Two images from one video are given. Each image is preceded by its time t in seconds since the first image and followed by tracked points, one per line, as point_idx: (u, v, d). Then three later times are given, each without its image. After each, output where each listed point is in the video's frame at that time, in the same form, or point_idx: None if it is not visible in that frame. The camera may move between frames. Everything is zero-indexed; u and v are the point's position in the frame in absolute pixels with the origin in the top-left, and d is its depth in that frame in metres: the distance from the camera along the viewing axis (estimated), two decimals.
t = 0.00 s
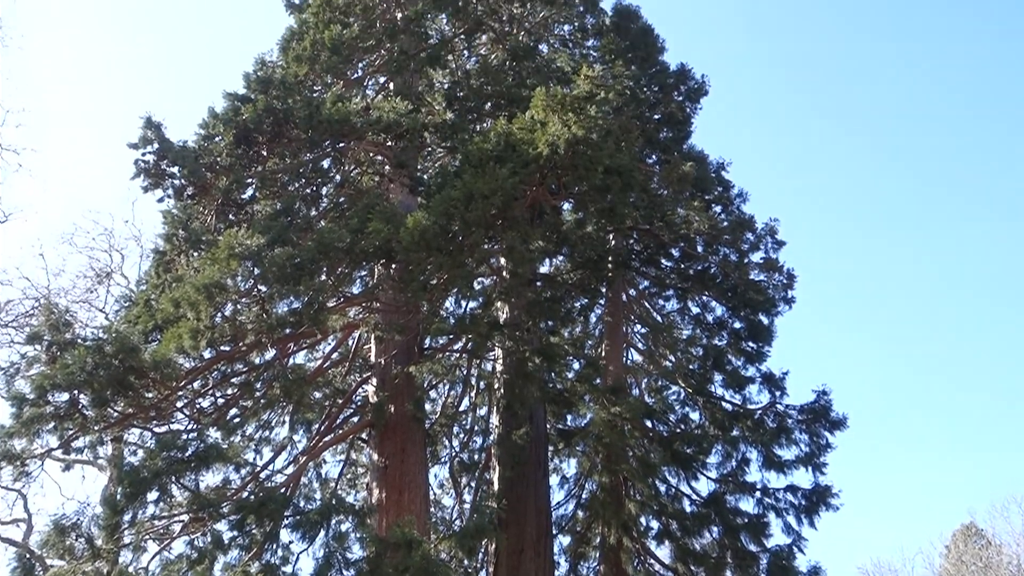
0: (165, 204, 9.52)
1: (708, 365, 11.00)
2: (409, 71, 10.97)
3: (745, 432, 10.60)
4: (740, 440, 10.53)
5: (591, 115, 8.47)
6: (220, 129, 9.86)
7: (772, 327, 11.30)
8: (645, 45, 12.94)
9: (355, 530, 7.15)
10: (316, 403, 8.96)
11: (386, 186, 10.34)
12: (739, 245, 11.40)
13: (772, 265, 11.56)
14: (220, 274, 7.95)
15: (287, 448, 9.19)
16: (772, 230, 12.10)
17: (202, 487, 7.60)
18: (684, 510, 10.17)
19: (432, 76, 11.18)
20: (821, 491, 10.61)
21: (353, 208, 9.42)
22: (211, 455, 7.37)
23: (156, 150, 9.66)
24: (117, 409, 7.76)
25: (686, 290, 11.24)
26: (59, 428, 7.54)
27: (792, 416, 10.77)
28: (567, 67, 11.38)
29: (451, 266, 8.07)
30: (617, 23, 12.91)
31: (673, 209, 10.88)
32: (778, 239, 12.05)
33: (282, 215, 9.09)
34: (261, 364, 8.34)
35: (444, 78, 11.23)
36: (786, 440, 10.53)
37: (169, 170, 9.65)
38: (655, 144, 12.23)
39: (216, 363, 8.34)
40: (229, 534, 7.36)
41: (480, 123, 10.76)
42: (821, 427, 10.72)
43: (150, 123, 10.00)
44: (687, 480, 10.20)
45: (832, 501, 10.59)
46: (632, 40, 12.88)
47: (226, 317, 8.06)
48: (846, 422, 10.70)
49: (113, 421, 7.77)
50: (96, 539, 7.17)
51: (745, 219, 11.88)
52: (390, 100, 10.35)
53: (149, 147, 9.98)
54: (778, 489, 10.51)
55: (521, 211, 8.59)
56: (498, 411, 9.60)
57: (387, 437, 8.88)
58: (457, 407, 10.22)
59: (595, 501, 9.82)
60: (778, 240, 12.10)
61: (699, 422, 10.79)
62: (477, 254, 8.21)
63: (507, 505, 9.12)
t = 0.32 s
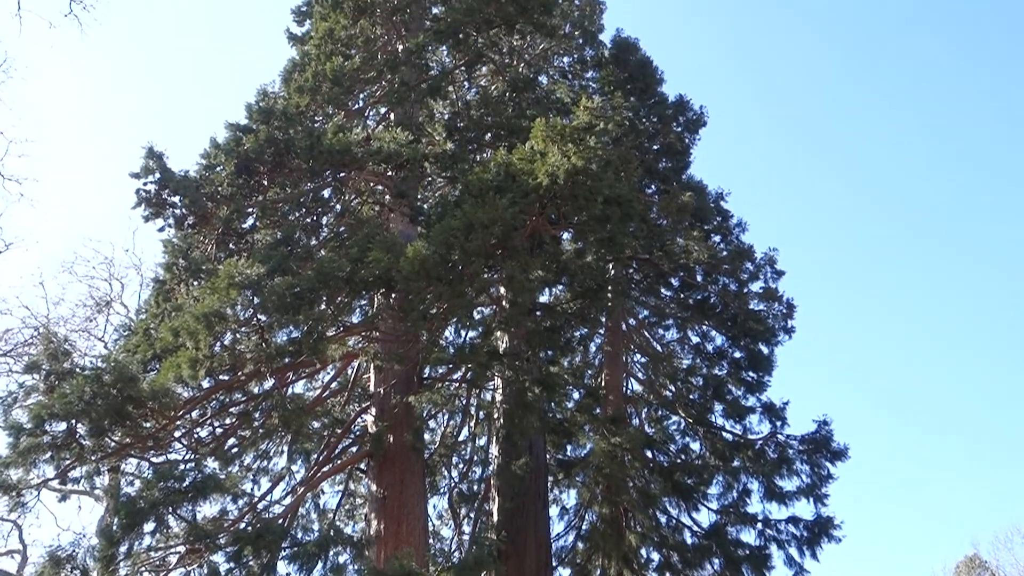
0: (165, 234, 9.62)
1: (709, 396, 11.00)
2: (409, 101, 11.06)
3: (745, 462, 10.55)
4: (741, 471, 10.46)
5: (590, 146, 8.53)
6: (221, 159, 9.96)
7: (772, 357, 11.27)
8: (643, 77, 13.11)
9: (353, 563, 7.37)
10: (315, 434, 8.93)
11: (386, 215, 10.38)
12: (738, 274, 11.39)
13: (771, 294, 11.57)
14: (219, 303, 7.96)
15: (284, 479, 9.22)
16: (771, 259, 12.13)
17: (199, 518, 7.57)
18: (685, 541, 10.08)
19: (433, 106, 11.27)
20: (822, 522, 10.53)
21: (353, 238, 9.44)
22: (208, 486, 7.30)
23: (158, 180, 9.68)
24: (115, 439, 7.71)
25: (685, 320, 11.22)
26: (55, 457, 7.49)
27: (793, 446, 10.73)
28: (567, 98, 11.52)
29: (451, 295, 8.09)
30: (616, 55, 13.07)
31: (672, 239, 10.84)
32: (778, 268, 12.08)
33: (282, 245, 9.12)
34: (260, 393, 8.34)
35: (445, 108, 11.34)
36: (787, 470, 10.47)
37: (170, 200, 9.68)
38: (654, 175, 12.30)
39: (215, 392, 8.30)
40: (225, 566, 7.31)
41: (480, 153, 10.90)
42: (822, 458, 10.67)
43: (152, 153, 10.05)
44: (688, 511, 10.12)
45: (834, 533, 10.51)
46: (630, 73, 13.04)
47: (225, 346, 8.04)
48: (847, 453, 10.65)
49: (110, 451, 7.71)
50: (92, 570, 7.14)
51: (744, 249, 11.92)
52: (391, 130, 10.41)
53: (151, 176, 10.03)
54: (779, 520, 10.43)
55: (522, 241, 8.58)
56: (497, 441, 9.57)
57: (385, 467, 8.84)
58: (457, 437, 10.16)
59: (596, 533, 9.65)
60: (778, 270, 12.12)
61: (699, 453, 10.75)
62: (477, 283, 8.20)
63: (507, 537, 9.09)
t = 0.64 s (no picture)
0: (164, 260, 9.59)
1: (708, 421, 10.97)
2: (409, 128, 11.18)
3: (745, 488, 10.53)
4: (741, 497, 10.41)
5: (587, 172, 8.60)
6: (221, 187, 10.00)
7: (771, 382, 11.27)
8: (640, 103, 13.18)
9: None
10: (311, 460, 9.04)
11: (385, 241, 10.36)
12: (736, 299, 11.46)
13: (769, 319, 11.56)
14: (218, 330, 7.99)
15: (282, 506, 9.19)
16: (769, 284, 12.14)
17: (195, 547, 7.52)
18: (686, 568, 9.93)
19: (431, 133, 11.33)
20: (823, 548, 10.47)
21: (352, 264, 9.44)
22: (204, 514, 7.33)
23: (157, 207, 9.73)
24: (111, 466, 7.67)
25: (685, 345, 11.20)
26: (51, 485, 7.44)
27: (793, 471, 10.70)
28: (564, 124, 11.68)
29: (450, 321, 8.10)
30: (613, 82, 13.19)
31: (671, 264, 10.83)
32: (775, 293, 12.09)
33: (281, 271, 9.14)
34: (257, 420, 8.37)
35: (443, 135, 11.39)
36: (787, 496, 10.45)
37: (170, 227, 9.71)
38: (652, 201, 12.36)
39: (213, 419, 8.29)
40: None
41: (479, 179, 10.94)
42: (822, 483, 10.63)
43: (152, 180, 10.10)
44: (688, 538, 10.02)
45: (835, 559, 10.44)
46: (628, 99, 13.14)
47: (223, 372, 8.05)
48: (847, 478, 10.62)
49: (106, 479, 7.68)
50: None
51: (742, 274, 11.94)
52: (390, 157, 10.47)
53: (151, 204, 10.07)
54: (780, 547, 10.36)
55: (520, 267, 8.53)
56: (496, 468, 9.50)
57: (383, 494, 8.80)
58: (455, 464, 10.11)
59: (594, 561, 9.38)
60: (776, 294, 12.13)
61: (699, 478, 10.69)
62: (476, 309, 8.20)
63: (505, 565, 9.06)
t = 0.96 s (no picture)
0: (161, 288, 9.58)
1: (707, 449, 10.93)
2: (406, 156, 11.26)
3: (745, 516, 10.45)
4: (740, 525, 10.35)
5: (585, 201, 8.63)
6: (219, 214, 10.03)
7: (770, 409, 11.22)
8: (637, 131, 13.23)
9: None
10: (308, 490, 9.13)
11: (382, 269, 10.35)
12: (734, 325, 11.46)
13: (767, 346, 11.55)
14: (214, 357, 7.94)
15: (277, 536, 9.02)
16: (766, 310, 12.14)
17: None
18: None
19: (429, 161, 11.49)
20: None
21: (348, 291, 9.41)
22: (199, 545, 7.23)
23: (154, 235, 9.73)
24: (106, 496, 7.59)
25: (682, 372, 11.19)
26: (44, 516, 7.38)
27: (792, 499, 10.63)
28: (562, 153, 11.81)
29: (447, 348, 8.05)
30: (609, 110, 13.26)
31: (668, 291, 10.80)
32: (773, 320, 12.08)
33: (278, 298, 9.13)
34: (253, 449, 8.31)
35: (441, 162, 11.57)
36: (787, 524, 10.35)
37: (167, 254, 9.71)
38: (648, 228, 12.40)
39: (209, 448, 8.22)
40: None
41: (476, 207, 10.91)
42: (822, 512, 10.56)
43: (149, 208, 10.11)
44: (688, 568, 9.90)
45: None
46: (624, 127, 13.18)
47: (219, 401, 7.99)
48: (848, 506, 10.55)
49: (100, 508, 7.60)
50: None
51: (740, 300, 11.94)
52: (388, 184, 10.50)
53: (148, 232, 10.07)
54: None
55: (517, 293, 8.47)
56: (492, 497, 9.57)
57: (380, 524, 8.74)
58: (452, 492, 10.09)
59: None
60: (773, 321, 12.12)
61: (698, 507, 10.60)
62: (473, 336, 8.15)
63: None
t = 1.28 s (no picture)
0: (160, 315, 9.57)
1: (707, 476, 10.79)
2: (405, 183, 11.31)
3: (745, 544, 10.38)
4: (741, 554, 10.30)
5: (582, 227, 8.59)
6: (218, 242, 10.05)
7: (770, 436, 11.14)
8: (634, 158, 13.27)
9: None
10: (304, 517, 8.77)
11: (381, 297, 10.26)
12: (732, 352, 11.47)
13: (766, 373, 11.53)
14: (211, 386, 7.91)
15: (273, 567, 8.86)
16: (764, 336, 12.13)
17: None
18: None
19: (427, 188, 11.46)
20: None
21: (348, 318, 9.46)
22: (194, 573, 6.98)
23: (153, 263, 9.74)
24: (100, 526, 7.51)
25: (681, 399, 11.12)
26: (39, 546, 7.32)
27: (793, 527, 10.56)
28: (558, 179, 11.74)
29: (445, 376, 8.04)
30: (606, 137, 13.36)
31: (664, 317, 11.00)
32: (772, 346, 12.09)
33: (276, 327, 9.16)
34: (250, 478, 8.26)
35: (440, 189, 11.47)
36: (788, 553, 10.29)
37: (166, 282, 9.71)
38: (646, 254, 12.43)
39: (206, 476, 8.20)
40: None
41: (475, 234, 10.91)
42: (823, 539, 10.47)
43: (148, 236, 10.14)
44: None
45: None
46: (622, 153, 13.23)
47: (215, 429, 8.00)
48: (849, 533, 10.48)
49: (94, 539, 7.53)
50: None
51: (738, 327, 11.95)
52: (387, 212, 10.53)
53: (146, 259, 10.07)
54: None
55: (516, 321, 8.52)
56: (490, 526, 9.49)
57: (378, 554, 8.65)
58: (451, 520, 10.09)
59: None
60: (771, 347, 12.12)
61: (699, 535, 10.49)
62: (471, 363, 8.16)
63: None
